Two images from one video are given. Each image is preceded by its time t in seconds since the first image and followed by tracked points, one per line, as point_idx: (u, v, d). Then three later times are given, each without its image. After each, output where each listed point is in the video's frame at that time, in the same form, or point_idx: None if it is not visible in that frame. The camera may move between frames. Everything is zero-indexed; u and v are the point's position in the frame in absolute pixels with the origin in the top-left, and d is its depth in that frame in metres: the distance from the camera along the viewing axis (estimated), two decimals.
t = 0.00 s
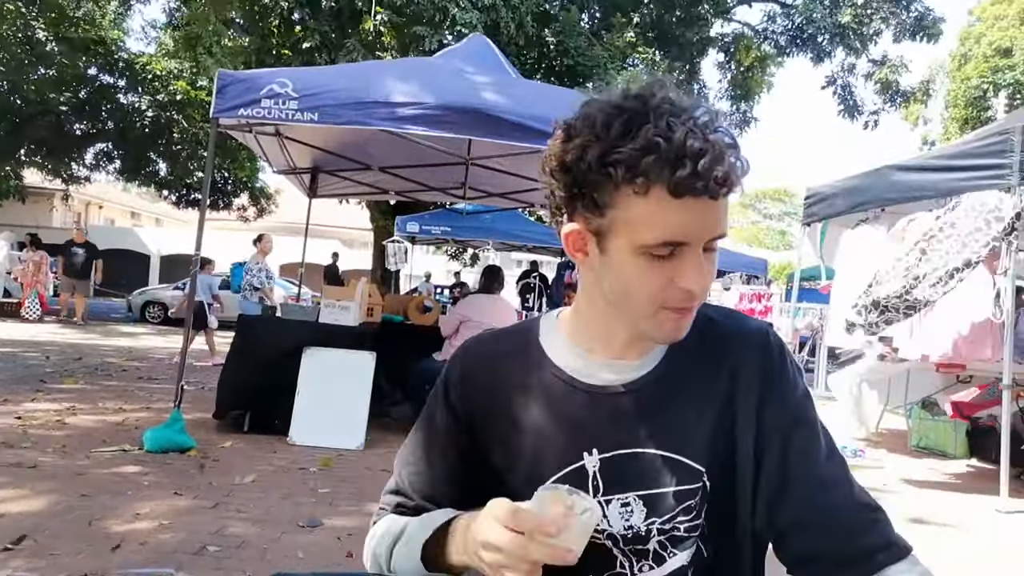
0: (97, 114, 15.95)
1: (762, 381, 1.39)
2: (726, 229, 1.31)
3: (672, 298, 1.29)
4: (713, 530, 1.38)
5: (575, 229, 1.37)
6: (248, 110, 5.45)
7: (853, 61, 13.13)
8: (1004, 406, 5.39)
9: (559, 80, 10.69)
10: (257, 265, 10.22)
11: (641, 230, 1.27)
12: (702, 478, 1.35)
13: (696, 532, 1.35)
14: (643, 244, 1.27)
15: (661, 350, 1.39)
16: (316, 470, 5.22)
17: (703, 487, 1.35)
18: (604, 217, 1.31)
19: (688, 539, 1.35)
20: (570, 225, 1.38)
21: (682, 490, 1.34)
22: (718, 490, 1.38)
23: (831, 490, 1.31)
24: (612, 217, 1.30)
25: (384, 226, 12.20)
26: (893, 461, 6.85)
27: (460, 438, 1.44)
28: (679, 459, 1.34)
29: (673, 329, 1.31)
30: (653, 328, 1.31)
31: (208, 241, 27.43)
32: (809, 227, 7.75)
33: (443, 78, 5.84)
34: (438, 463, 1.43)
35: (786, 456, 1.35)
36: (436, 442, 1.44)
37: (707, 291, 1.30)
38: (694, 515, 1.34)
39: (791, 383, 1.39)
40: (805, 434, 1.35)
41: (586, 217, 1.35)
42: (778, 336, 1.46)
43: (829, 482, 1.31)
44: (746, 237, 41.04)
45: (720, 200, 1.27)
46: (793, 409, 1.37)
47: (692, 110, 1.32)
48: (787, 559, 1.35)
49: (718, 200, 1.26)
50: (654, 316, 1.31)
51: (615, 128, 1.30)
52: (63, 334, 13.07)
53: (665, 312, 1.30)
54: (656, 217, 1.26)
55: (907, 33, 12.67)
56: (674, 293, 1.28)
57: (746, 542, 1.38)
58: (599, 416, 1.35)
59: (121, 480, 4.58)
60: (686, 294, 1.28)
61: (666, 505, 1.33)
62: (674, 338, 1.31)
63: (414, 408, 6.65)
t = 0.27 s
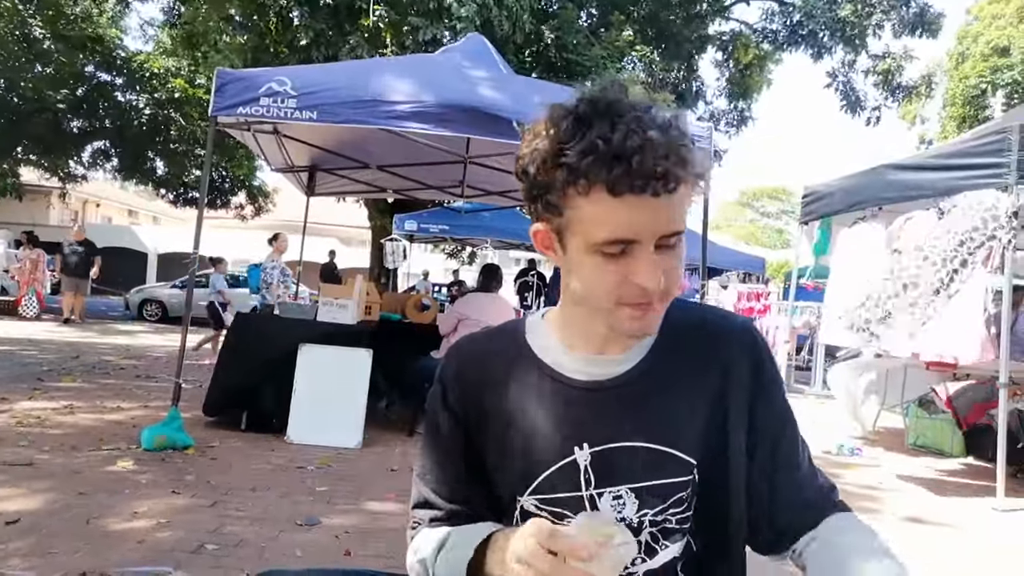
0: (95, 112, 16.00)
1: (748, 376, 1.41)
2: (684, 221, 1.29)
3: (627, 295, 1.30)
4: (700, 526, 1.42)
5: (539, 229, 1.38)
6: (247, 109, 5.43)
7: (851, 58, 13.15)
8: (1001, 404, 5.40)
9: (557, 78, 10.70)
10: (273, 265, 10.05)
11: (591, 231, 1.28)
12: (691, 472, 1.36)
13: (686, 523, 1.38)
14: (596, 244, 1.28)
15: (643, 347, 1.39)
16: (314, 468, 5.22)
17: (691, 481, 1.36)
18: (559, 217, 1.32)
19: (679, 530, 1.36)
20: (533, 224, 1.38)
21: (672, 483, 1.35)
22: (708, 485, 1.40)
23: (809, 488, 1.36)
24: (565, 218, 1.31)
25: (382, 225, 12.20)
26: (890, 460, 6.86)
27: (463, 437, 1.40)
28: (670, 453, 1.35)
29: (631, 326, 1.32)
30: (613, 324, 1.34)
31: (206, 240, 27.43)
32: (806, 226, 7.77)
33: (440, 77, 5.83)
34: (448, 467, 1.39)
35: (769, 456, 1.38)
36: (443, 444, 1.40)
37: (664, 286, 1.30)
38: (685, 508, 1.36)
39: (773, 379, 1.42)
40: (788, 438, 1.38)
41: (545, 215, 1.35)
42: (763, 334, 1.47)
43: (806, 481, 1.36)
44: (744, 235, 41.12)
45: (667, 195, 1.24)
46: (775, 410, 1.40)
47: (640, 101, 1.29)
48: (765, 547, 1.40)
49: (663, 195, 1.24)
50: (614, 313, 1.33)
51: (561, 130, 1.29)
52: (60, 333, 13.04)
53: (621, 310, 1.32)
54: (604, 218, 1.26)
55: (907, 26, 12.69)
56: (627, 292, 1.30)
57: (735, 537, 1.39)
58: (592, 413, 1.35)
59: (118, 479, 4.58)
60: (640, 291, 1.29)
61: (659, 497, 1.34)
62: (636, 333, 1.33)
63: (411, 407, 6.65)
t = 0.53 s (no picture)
0: (92, 114, 15.86)
1: (736, 381, 1.34)
2: (637, 222, 1.24)
3: (574, 292, 1.29)
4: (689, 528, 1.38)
5: (521, 224, 1.40)
6: (244, 109, 5.43)
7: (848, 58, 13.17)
8: (997, 403, 5.41)
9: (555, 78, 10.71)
10: (285, 264, 10.11)
11: (540, 228, 1.28)
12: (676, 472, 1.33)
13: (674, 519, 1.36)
14: (544, 240, 1.28)
15: (627, 346, 1.36)
16: (313, 469, 5.22)
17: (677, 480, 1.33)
18: (525, 213, 1.34)
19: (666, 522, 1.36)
20: (519, 219, 1.41)
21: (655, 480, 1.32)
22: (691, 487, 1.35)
23: (784, 494, 1.30)
24: (527, 214, 1.33)
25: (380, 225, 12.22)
26: (887, 459, 6.88)
27: (468, 427, 1.41)
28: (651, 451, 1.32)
29: (581, 324, 1.31)
30: (568, 320, 1.33)
31: (203, 241, 27.41)
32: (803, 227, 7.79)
33: (437, 78, 5.83)
34: (456, 455, 1.40)
35: (744, 458, 1.32)
36: (443, 432, 1.41)
37: (609, 286, 1.27)
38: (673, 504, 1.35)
39: (763, 386, 1.35)
40: (765, 441, 1.31)
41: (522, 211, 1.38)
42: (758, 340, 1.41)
43: (787, 493, 1.30)
44: (741, 235, 41.18)
45: (610, 197, 1.21)
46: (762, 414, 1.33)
47: (606, 100, 1.27)
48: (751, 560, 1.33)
49: (602, 197, 1.20)
50: (566, 308, 1.32)
51: (526, 128, 1.30)
52: (58, 334, 13.03)
53: (571, 307, 1.31)
54: (548, 215, 1.25)
55: (905, 25, 12.69)
56: (571, 289, 1.29)
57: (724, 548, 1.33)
58: (580, 406, 1.35)
59: (117, 479, 4.58)
60: (583, 290, 1.27)
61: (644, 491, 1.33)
62: (587, 331, 1.31)
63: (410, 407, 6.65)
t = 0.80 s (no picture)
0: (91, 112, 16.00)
1: (723, 374, 1.34)
2: (611, 210, 1.26)
3: (553, 282, 1.30)
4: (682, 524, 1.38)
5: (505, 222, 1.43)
6: (244, 109, 5.43)
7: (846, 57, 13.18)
8: (995, 402, 5.42)
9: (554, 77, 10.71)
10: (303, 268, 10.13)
11: (517, 220, 1.31)
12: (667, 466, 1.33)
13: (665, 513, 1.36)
14: (522, 232, 1.31)
15: (613, 339, 1.37)
16: (311, 467, 5.23)
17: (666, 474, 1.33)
18: (505, 209, 1.36)
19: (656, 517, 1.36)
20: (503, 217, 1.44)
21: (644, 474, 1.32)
22: (682, 483, 1.34)
23: (777, 487, 1.30)
24: (506, 209, 1.35)
25: (378, 224, 12.23)
26: (885, 458, 6.90)
27: (463, 420, 1.42)
28: (640, 443, 1.32)
29: (561, 314, 1.32)
30: (550, 311, 1.35)
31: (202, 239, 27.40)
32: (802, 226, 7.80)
33: (436, 78, 5.85)
34: (451, 447, 1.41)
35: (735, 453, 1.32)
36: (439, 428, 1.42)
37: (585, 273, 1.28)
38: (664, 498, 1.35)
39: (749, 380, 1.35)
40: (752, 435, 1.32)
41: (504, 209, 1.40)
42: (747, 334, 1.41)
43: (776, 486, 1.30)
44: (740, 234, 41.21)
45: (576, 185, 1.23)
46: (747, 407, 1.33)
47: (577, 97, 1.30)
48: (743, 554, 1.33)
49: (572, 186, 1.23)
50: (546, 300, 1.34)
51: (502, 127, 1.34)
52: (56, 332, 13.02)
53: (551, 297, 1.33)
54: (522, 206, 1.28)
55: (903, 25, 12.70)
56: (549, 279, 1.30)
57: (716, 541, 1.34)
58: (569, 401, 1.35)
59: (115, 478, 4.58)
60: (560, 279, 1.29)
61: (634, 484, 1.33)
62: (567, 321, 1.33)
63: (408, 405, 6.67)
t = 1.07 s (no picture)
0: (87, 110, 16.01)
1: (719, 369, 1.36)
2: (608, 201, 1.25)
3: (551, 276, 1.29)
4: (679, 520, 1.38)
5: (498, 220, 1.41)
6: (241, 107, 5.42)
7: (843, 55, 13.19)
8: (992, 401, 5.42)
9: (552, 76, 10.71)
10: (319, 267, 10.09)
11: (514, 214, 1.30)
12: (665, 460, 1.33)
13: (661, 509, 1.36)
14: (518, 226, 1.29)
15: (610, 336, 1.37)
16: (308, 466, 5.22)
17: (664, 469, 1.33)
18: (500, 205, 1.35)
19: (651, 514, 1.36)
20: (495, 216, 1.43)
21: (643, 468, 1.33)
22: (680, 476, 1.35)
23: (776, 478, 1.32)
24: (501, 205, 1.34)
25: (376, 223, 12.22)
26: (883, 457, 6.89)
27: (459, 415, 1.41)
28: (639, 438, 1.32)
29: (560, 309, 1.31)
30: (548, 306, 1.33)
31: (200, 239, 27.36)
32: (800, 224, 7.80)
33: (434, 75, 5.84)
34: (446, 442, 1.40)
35: (733, 446, 1.34)
36: (435, 424, 1.41)
37: (583, 265, 1.27)
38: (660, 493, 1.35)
39: (744, 373, 1.37)
40: (751, 429, 1.34)
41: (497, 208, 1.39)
42: (739, 330, 1.44)
43: (775, 477, 1.32)
44: (739, 233, 41.25)
45: (571, 176, 1.23)
46: (744, 402, 1.35)
47: (569, 91, 1.30)
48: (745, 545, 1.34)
49: (568, 176, 1.22)
50: (543, 295, 1.32)
51: (495, 125, 1.34)
52: (54, 331, 12.99)
53: (549, 291, 1.31)
54: (518, 198, 1.27)
55: (900, 24, 12.72)
56: (547, 272, 1.28)
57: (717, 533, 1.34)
58: (565, 397, 1.35)
59: (112, 478, 4.57)
60: (559, 271, 1.27)
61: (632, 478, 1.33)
62: (566, 315, 1.31)
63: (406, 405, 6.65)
